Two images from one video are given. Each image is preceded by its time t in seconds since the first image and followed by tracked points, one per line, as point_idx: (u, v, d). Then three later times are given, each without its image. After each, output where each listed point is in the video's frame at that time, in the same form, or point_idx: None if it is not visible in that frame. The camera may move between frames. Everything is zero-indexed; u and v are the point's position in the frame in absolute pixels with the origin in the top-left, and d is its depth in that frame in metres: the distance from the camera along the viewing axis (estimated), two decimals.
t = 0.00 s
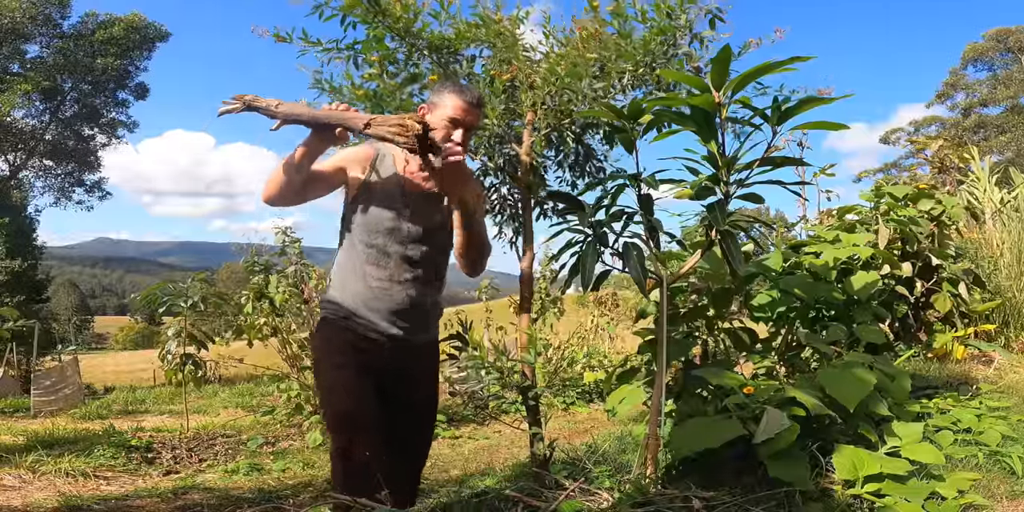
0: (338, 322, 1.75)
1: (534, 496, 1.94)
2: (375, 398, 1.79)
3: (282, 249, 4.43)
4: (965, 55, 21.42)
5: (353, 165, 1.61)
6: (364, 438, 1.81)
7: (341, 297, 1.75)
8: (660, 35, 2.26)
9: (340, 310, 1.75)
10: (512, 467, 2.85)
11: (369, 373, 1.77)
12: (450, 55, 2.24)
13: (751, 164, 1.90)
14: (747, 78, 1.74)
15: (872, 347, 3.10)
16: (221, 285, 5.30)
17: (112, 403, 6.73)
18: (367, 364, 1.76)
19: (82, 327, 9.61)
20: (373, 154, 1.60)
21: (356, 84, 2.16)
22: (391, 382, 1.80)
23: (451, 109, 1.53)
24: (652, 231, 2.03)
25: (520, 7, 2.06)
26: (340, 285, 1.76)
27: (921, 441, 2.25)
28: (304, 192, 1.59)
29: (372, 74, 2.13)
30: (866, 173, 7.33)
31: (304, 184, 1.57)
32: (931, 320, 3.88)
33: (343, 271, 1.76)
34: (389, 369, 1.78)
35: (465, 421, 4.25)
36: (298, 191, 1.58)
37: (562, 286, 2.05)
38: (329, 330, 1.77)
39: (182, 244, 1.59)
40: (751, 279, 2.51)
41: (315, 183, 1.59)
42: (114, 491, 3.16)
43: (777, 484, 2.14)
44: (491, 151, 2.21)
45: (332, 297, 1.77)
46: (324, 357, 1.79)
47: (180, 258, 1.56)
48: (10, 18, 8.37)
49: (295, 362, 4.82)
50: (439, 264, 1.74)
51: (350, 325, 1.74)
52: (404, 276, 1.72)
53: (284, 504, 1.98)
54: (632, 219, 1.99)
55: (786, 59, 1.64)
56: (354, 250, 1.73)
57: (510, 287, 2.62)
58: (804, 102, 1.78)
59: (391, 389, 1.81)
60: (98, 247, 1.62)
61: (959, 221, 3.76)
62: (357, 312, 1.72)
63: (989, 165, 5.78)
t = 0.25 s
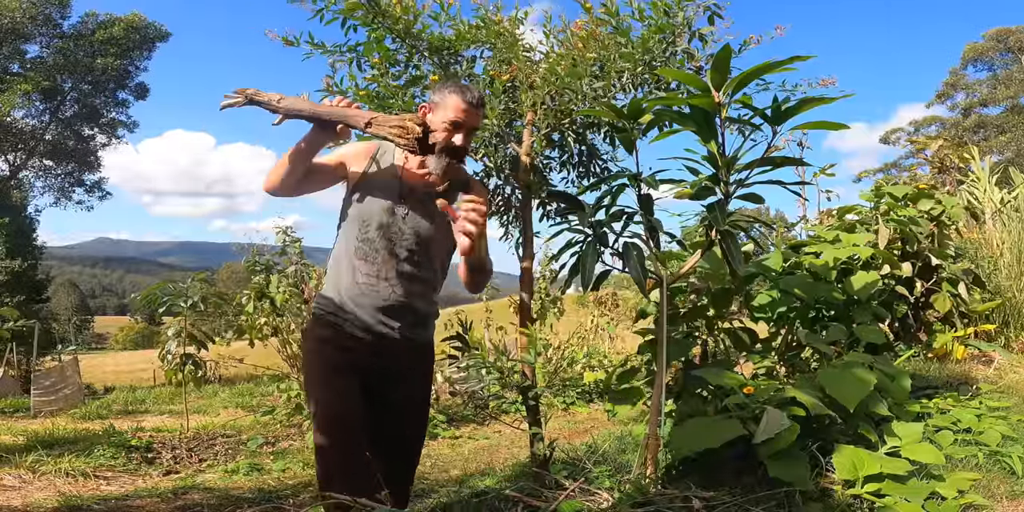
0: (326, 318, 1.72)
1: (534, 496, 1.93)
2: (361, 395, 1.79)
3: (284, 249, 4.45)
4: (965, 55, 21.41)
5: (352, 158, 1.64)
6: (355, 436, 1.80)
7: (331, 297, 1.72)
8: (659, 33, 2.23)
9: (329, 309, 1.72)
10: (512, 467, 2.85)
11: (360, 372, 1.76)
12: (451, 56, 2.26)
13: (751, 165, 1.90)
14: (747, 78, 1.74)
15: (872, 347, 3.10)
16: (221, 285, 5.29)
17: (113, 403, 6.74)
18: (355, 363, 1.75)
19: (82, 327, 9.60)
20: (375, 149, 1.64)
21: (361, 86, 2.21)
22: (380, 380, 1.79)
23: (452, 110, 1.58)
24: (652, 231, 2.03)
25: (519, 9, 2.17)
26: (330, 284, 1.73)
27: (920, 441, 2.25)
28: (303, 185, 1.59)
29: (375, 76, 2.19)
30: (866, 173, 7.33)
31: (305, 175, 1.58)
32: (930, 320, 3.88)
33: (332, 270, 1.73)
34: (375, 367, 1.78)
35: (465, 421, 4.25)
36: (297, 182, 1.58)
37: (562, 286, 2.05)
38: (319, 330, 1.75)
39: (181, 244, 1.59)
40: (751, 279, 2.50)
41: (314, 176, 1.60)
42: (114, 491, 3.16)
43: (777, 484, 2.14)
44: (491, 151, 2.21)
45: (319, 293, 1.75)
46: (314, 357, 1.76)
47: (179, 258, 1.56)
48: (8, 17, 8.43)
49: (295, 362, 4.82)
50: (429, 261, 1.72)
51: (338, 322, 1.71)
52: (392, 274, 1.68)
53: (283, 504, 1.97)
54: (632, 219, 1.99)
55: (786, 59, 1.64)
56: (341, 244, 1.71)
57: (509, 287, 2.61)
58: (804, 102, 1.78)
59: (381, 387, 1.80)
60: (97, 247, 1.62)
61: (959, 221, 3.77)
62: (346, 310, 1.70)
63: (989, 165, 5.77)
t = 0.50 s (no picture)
0: (320, 316, 1.75)
1: (534, 496, 1.93)
2: (357, 395, 1.80)
3: (285, 248, 4.45)
4: (965, 55, 21.41)
5: (352, 157, 1.66)
6: (352, 436, 1.81)
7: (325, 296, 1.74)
8: (660, 33, 2.23)
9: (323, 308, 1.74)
10: (512, 467, 2.85)
11: (354, 371, 1.77)
12: (450, 56, 2.25)
13: (751, 165, 1.90)
14: (747, 78, 1.74)
15: (872, 347, 3.10)
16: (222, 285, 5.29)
17: (113, 403, 6.74)
18: (350, 362, 1.76)
19: (82, 327, 9.60)
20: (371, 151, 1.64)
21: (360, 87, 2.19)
22: (375, 379, 1.81)
23: (461, 116, 1.54)
24: (652, 231, 2.03)
25: (518, 10, 2.19)
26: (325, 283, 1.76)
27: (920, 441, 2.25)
28: (305, 185, 1.60)
29: (374, 77, 2.17)
30: (866, 173, 7.34)
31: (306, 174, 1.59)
32: (930, 320, 3.88)
33: (328, 269, 1.76)
34: (371, 367, 1.80)
35: (465, 421, 4.26)
36: (299, 181, 1.58)
37: (562, 286, 2.06)
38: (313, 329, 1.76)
39: (182, 244, 1.59)
40: (751, 279, 2.51)
41: (315, 175, 1.61)
42: (114, 491, 3.16)
43: (777, 484, 2.14)
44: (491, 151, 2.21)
45: (315, 292, 1.77)
46: (309, 357, 1.78)
47: (180, 258, 1.57)
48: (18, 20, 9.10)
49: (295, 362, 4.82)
50: (424, 263, 1.72)
51: (332, 320, 1.74)
52: (386, 273, 1.70)
53: (283, 504, 1.98)
54: (632, 219, 1.99)
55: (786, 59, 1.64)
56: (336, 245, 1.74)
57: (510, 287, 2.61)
58: (804, 102, 1.78)
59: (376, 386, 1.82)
60: (97, 247, 1.63)
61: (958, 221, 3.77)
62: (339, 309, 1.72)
63: (988, 165, 5.78)
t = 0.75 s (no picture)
0: (320, 317, 1.70)
1: (534, 496, 1.93)
2: (362, 394, 1.80)
3: (285, 248, 4.46)
4: (965, 55, 21.40)
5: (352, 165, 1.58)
6: (353, 436, 1.81)
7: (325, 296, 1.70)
8: (660, 32, 2.23)
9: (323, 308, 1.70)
10: (512, 467, 2.85)
11: (355, 372, 1.77)
12: (449, 55, 2.26)
13: (751, 165, 1.90)
14: (747, 78, 1.74)
15: (872, 347, 3.10)
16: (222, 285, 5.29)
17: (113, 403, 6.74)
18: (352, 363, 1.75)
19: (82, 327, 9.59)
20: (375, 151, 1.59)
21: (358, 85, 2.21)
22: (377, 380, 1.81)
23: (467, 114, 1.55)
24: (652, 231, 2.03)
25: (516, 8, 2.19)
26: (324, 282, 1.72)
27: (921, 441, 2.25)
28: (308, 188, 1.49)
29: (372, 76, 2.19)
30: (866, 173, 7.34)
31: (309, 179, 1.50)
32: (930, 320, 3.88)
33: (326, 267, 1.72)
34: (377, 369, 1.80)
35: (465, 421, 4.26)
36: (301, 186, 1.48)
37: (562, 285, 2.05)
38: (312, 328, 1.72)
39: (182, 244, 1.59)
40: (750, 278, 2.50)
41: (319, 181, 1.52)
42: (114, 491, 3.16)
43: (777, 484, 2.14)
44: (490, 149, 2.22)
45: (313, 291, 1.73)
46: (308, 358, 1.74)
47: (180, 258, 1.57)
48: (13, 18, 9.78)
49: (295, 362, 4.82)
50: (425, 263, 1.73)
51: (333, 321, 1.70)
52: (389, 275, 1.70)
53: (283, 504, 1.97)
54: (632, 219, 1.99)
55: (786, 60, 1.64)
56: (336, 244, 1.71)
57: (510, 286, 2.60)
58: (804, 102, 1.78)
59: (377, 387, 1.82)
60: (97, 248, 1.64)
61: (958, 221, 3.77)
62: (342, 310, 1.69)
63: (988, 165, 5.78)
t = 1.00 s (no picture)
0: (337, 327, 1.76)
1: (534, 496, 1.93)
2: (386, 396, 1.88)
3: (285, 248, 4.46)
4: (965, 55, 21.39)
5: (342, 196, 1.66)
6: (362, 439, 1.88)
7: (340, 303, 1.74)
8: (659, 32, 2.22)
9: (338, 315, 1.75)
10: (512, 467, 2.85)
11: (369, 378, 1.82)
12: (449, 54, 2.27)
13: (751, 165, 1.90)
14: (747, 78, 1.74)
15: (872, 347, 3.10)
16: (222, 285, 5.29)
17: (112, 403, 6.73)
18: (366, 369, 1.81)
19: (83, 327, 9.58)
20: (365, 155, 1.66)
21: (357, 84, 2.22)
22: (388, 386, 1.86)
23: (450, 112, 1.64)
24: (652, 231, 2.03)
25: (517, 6, 2.17)
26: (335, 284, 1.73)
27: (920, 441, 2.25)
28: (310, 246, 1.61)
29: (371, 74, 2.20)
30: (866, 173, 7.33)
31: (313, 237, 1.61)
32: (930, 320, 3.88)
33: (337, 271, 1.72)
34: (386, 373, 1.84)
35: (465, 421, 4.26)
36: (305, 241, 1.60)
37: (562, 286, 2.06)
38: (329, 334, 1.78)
39: (181, 244, 1.59)
40: (751, 278, 2.50)
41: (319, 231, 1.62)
42: (114, 491, 3.16)
43: (777, 484, 2.13)
44: (489, 149, 2.23)
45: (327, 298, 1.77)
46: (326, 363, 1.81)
47: (179, 258, 1.57)
48: (11, 18, 9.90)
49: (295, 362, 4.82)
50: (427, 258, 1.79)
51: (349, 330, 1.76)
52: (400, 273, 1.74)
53: (284, 503, 1.97)
54: (632, 219, 1.99)
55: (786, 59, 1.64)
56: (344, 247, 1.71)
57: (510, 286, 2.60)
58: (804, 102, 1.78)
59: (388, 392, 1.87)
60: (98, 247, 1.70)
61: (958, 221, 3.77)
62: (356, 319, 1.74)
63: (988, 165, 5.78)
